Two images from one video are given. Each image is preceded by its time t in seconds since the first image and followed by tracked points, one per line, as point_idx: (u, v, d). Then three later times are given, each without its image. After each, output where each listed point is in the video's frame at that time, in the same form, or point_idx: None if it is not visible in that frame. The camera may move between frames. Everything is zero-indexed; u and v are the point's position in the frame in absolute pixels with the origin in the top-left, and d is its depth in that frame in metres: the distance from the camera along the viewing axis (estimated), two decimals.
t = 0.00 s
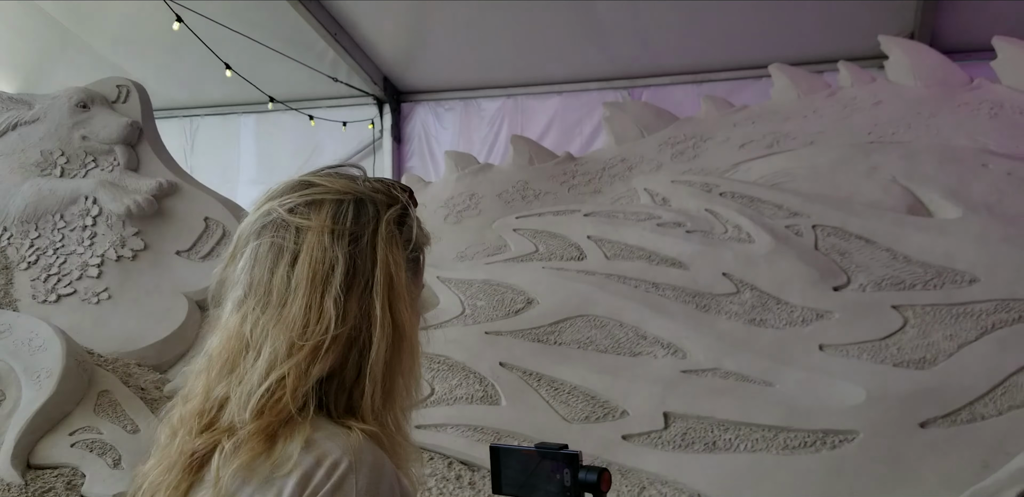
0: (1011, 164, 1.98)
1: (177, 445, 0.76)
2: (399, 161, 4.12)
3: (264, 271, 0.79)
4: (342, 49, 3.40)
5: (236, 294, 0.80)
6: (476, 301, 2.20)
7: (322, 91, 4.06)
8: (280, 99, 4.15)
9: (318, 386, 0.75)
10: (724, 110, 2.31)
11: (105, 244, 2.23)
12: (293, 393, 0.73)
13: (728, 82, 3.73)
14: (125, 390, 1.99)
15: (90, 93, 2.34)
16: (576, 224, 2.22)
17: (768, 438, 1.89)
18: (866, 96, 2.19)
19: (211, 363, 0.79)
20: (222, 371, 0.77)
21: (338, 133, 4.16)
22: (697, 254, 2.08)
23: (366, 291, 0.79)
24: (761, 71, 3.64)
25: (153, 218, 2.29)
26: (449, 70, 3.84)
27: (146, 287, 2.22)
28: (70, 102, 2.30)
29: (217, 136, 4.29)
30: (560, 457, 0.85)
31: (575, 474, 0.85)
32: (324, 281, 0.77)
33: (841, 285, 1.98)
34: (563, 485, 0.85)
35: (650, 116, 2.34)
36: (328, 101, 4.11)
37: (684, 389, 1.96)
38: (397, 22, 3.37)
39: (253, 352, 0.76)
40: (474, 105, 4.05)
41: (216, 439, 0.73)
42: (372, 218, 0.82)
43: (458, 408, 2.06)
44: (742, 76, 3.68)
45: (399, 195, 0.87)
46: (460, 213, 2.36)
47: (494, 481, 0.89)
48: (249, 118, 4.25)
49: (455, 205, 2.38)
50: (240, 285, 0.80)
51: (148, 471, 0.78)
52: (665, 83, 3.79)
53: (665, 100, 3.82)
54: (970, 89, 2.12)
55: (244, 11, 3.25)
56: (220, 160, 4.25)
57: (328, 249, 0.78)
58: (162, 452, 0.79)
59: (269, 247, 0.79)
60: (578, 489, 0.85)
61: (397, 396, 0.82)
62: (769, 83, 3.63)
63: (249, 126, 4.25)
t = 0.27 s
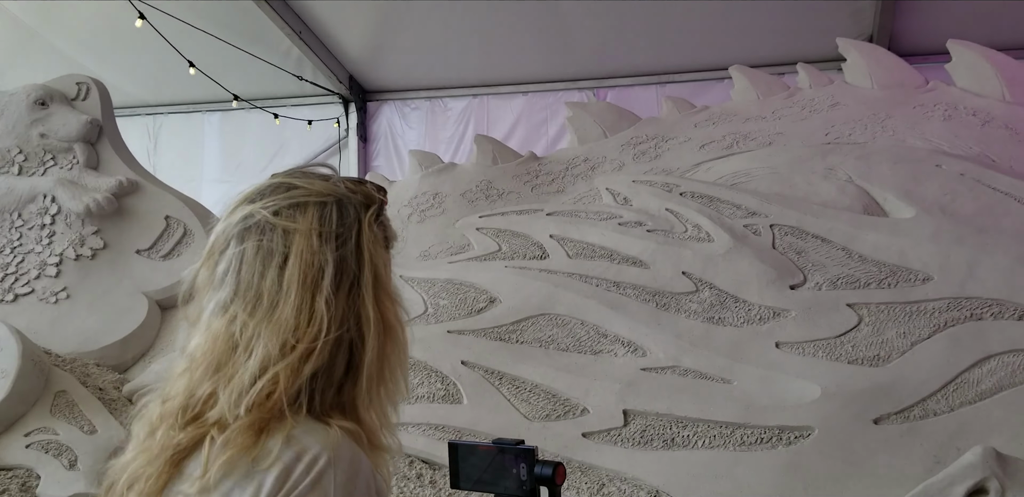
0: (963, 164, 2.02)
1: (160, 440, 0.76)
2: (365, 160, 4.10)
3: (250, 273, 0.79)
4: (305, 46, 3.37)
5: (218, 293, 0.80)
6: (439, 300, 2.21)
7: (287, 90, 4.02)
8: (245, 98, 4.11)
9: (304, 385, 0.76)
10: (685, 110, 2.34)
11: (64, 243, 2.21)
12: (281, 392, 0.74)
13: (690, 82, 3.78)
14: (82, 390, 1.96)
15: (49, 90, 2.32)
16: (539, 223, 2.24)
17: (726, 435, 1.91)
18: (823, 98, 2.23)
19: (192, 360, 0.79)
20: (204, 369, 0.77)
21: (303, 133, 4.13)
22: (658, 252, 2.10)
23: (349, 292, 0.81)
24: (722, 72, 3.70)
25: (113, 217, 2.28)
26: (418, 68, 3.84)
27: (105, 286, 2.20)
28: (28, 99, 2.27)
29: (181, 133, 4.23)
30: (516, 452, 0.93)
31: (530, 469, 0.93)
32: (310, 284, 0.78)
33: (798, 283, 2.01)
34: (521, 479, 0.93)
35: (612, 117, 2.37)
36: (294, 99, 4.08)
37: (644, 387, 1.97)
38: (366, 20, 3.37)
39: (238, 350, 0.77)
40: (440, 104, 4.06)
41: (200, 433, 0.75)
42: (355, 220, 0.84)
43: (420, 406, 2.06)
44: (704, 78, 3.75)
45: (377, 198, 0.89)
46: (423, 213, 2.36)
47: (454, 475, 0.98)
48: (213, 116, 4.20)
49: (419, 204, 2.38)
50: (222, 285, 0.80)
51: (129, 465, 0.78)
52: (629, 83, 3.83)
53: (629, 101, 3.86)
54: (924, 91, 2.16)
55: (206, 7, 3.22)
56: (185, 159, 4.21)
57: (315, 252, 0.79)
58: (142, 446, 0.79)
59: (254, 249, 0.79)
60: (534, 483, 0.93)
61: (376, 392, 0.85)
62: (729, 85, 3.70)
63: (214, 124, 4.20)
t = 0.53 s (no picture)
0: (936, 165, 2.03)
1: (214, 450, 0.72)
2: (343, 160, 4.08)
3: (303, 278, 0.74)
4: (284, 47, 3.39)
5: (269, 298, 0.75)
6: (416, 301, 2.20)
7: (264, 89, 4.01)
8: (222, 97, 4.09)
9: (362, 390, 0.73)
10: (663, 112, 2.35)
11: (36, 244, 2.22)
12: (340, 396, 0.71)
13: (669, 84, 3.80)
14: (54, 393, 1.96)
15: (21, 89, 2.31)
16: (517, 224, 2.24)
17: (701, 435, 1.92)
18: (799, 100, 2.24)
19: (241, 367, 0.74)
20: (257, 375, 0.73)
21: (281, 132, 4.11)
22: (634, 254, 2.11)
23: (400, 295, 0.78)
24: (701, 73, 3.73)
25: (87, 217, 2.28)
26: (400, 68, 3.83)
27: (78, 287, 2.21)
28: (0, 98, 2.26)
29: (158, 133, 4.20)
30: (522, 451, 0.87)
31: (537, 470, 0.86)
32: (366, 287, 0.74)
33: (773, 284, 2.02)
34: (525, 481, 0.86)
35: (591, 117, 2.37)
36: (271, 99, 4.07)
37: (620, 387, 1.98)
38: (346, 19, 3.36)
39: (293, 354, 0.73)
40: (419, 104, 4.05)
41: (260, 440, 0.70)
42: (401, 226, 0.80)
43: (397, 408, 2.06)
44: (681, 79, 3.77)
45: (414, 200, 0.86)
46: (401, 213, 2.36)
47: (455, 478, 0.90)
48: (190, 116, 4.17)
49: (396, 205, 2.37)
50: (270, 291, 0.75)
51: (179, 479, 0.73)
52: (609, 84, 3.85)
53: (607, 102, 3.87)
54: (898, 93, 2.18)
55: (181, 6, 3.20)
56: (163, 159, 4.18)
57: (367, 255, 0.75)
58: (191, 459, 0.74)
59: (306, 255, 0.75)
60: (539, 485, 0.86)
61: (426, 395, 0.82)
62: (706, 86, 3.72)
63: (191, 124, 4.17)
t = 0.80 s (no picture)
0: (919, 167, 2.03)
1: (337, 442, 0.72)
2: (322, 159, 4.06)
3: (409, 268, 0.76)
4: (263, 45, 3.36)
5: (375, 289, 0.77)
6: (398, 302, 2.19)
7: (243, 88, 3.98)
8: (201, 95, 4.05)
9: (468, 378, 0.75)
10: (646, 113, 2.34)
11: (11, 244, 2.19)
12: (454, 383, 0.73)
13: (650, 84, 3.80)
14: (30, 396, 1.93)
15: None
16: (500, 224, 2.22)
17: (684, 437, 1.91)
18: (781, 101, 2.24)
19: (356, 358, 0.75)
20: (371, 364, 0.74)
21: (260, 131, 4.08)
22: (618, 255, 2.10)
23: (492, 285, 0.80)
24: (682, 74, 3.73)
25: (64, 217, 2.26)
26: (384, 68, 3.82)
27: (55, 288, 2.19)
28: None
29: (136, 132, 4.15)
30: (557, 448, 1.07)
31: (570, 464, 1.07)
32: (468, 275, 0.77)
33: (756, 285, 2.01)
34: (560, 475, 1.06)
35: (573, 118, 2.36)
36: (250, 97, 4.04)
37: (604, 389, 1.97)
38: (329, 19, 3.33)
39: (405, 343, 0.75)
40: (400, 104, 4.04)
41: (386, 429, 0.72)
42: (488, 217, 0.83)
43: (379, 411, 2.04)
44: (665, 79, 3.77)
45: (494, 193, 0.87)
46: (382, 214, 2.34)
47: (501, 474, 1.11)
48: (169, 114, 4.12)
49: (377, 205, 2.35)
50: (369, 280, 0.77)
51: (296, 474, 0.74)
52: (590, 85, 3.85)
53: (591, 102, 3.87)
54: (880, 94, 2.18)
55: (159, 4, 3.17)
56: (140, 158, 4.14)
57: (465, 246, 0.77)
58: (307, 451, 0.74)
59: (403, 245, 0.77)
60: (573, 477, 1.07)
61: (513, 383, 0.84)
62: (689, 86, 3.72)
63: (169, 123, 4.12)
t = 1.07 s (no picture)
0: (884, 169, 2.05)
1: (401, 453, 0.73)
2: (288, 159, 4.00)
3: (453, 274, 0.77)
4: (224, 39, 3.29)
5: (420, 296, 0.78)
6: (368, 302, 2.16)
7: (208, 85, 3.94)
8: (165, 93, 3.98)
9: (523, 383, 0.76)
10: (615, 114, 2.34)
11: None
12: (512, 391, 0.74)
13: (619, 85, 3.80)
14: None
15: None
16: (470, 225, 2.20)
17: (654, 437, 1.92)
18: (749, 103, 2.25)
19: (410, 366, 0.77)
20: (425, 370, 0.76)
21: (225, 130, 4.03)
22: (589, 255, 2.10)
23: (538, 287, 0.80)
24: (651, 75, 3.73)
25: (24, 216, 2.22)
26: (356, 68, 3.77)
27: (15, 289, 2.16)
28: None
29: (98, 130, 4.07)
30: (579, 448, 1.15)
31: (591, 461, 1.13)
32: (513, 280, 0.77)
33: (725, 285, 2.02)
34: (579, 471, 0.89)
35: (543, 118, 2.35)
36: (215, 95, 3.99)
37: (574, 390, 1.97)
38: (298, 18, 3.30)
39: (455, 350, 0.75)
40: (367, 103, 3.98)
41: (451, 438, 0.73)
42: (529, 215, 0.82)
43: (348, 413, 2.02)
44: (633, 80, 3.77)
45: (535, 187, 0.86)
46: (350, 214, 2.31)
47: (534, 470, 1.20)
48: (132, 112, 4.04)
49: (345, 205, 2.33)
50: (414, 287, 0.78)
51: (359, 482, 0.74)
52: (559, 85, 3.83)
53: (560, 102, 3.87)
54: (846, 97, 2.20)
55: None
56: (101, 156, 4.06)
57: (507, 250, 0.77)
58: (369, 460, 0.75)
59: (442, 250, 0.78)
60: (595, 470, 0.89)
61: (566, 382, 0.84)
62: (656, 88, 3.72)
63: (132, 121, 4.04)
